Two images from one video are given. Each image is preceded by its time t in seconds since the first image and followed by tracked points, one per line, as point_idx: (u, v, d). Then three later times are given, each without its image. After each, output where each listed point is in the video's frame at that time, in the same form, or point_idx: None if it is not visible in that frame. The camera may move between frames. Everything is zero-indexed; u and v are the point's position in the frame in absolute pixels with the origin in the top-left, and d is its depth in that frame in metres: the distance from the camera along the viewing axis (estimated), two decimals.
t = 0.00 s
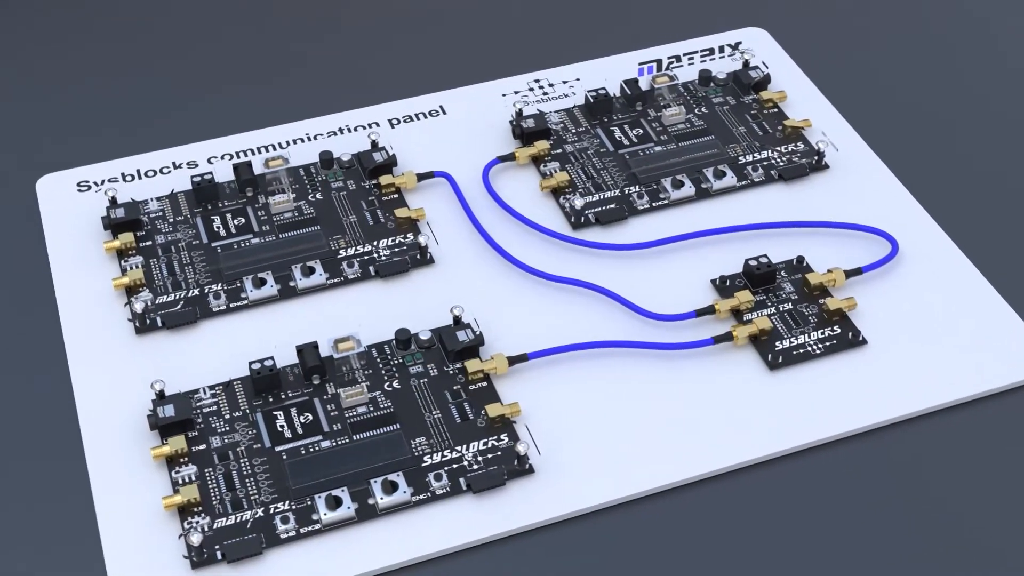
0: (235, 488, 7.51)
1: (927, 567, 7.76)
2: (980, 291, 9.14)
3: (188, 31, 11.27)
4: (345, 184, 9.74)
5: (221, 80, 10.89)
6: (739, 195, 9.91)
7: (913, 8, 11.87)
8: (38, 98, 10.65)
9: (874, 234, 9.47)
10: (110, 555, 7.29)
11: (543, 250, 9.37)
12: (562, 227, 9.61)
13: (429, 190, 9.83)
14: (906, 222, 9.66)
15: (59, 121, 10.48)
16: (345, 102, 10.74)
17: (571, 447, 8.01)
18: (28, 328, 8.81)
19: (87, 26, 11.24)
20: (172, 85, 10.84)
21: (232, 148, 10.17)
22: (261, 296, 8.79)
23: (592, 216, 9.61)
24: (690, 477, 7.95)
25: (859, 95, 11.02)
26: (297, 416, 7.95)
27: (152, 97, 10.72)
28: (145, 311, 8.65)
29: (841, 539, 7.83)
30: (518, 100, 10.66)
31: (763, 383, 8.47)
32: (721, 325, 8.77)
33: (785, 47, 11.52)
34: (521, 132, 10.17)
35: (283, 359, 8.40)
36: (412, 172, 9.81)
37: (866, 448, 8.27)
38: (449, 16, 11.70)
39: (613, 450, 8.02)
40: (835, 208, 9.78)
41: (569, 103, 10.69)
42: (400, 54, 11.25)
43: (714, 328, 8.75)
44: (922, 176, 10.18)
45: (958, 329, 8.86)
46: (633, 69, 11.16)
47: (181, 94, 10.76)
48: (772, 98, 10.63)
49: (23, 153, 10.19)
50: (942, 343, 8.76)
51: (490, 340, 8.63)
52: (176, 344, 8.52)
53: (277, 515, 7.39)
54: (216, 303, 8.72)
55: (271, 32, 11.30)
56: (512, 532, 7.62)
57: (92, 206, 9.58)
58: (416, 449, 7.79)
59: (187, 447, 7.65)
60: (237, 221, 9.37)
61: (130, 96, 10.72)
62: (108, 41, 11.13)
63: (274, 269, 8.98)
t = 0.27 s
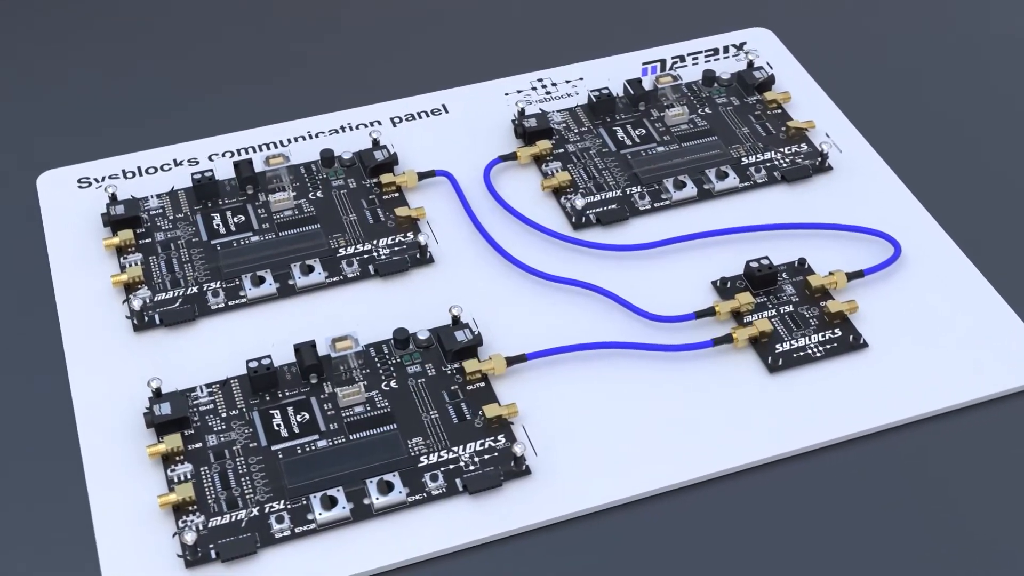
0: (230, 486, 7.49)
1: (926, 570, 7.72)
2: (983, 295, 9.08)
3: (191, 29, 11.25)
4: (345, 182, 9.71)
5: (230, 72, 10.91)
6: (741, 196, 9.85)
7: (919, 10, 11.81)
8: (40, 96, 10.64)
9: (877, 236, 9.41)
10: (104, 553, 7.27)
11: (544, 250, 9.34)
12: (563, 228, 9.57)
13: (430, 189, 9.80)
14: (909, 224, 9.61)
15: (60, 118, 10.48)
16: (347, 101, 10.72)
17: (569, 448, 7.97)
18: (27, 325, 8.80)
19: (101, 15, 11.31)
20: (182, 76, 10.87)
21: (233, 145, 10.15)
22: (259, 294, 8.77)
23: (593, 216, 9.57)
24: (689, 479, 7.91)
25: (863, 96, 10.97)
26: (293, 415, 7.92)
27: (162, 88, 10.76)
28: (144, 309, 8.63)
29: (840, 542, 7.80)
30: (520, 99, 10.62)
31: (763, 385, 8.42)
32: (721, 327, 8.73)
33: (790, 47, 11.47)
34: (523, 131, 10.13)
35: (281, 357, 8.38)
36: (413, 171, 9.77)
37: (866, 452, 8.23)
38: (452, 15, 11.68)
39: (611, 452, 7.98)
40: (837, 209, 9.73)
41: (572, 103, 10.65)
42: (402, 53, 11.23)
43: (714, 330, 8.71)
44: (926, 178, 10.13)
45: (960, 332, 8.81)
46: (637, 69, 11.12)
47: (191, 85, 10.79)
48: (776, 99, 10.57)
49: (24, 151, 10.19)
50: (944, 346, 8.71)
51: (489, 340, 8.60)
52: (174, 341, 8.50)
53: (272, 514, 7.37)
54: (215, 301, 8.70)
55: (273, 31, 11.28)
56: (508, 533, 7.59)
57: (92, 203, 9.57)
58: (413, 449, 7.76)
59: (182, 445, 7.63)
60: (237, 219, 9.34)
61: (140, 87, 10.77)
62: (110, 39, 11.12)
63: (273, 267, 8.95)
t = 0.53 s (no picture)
0: (225, 485, 7.46)
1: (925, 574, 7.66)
2: (986, 298, 9.01)
3: (195, 27, 11.25)
4: (346, 180, 9.68)
5: (233, 70, 10.90)
6: (743, 198, 9.80)
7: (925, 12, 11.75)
8: (42, 92, 10.63)
9: (879, 239, 9.34)
10: (97, 551, 7.25)
11: (544, 250, 9.29)
12: (563, 228, 9.53)
13: (431, 187, 9.76)
14: (913, 227, 9.54)
15: (62, 115, 10.47)
16: (350, 99, 10.69)
17: (566, 450, 7.93)
18: (25, 322, 8.79)
19: (105, 13, 11.31)
20: (184, 74, 10.86)
21: (235, 142, 10.13)
22: (258, 292, 8.74)
23: (594, 217, 9.52)
24: (686, 482, 7.86)
25: (869, 98, 10.91)
26: (289, 413, 7.88)
27: (164, 86, 10.75)
28: (142, 305, 8.60)
29: (839, 545, 7.74)
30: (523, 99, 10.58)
31: (763, 388, 8.37)
32: (721, 329, 8.67)
33: (796, 49, 11.41)
34: (525, 130, 10.09)
35: (278, 356, 8.35)
36: (415, 170, 9.74)
37: (866, 456, 8.17)
38: (456, 14, 11.65)
39: (609, 454, 7.94)
40: (841, 211, 9.67)
41: (575, 102, 10.61)
42: (406, 52, 11.20)
43: (714, 332, 8.65)
44: (931, 180, 10.07)
45: (962, 336, 8.74)
46: (641, 69, 11.07)
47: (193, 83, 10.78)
48: (780, 100, 10.51)
49: (26, 148, 10.18)
50: (946, 351, 8.64)
51: (488, 340, 8.56)
52: (172, 338, 8.48)
53: (266, 513, 7.34)
54: (213, 299, 8.67)
55: (277, 29, 11.27)
56: (503, 534, 7.55)
57: (92, 199, 9.55)
58: (409, 449, 7.72)
59: (178, 443, 7.60)
60: (237, 217, 9.32)
61: (143, 84, 10.76)
62: (114, 37, 11.12)
63: (272, 265, 8.93)
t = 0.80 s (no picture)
0: (220, 483, 7.43)
1: None
2: (989, 302, 8.95)
3: (198, 25, 11.24)
4: (347, 178, 9.65)
5: (236, 68, 10.89)
6: (746, 199, 9.74)
7: (931, 14, 11.71)
8: (44, 90, 10.64)
9: (882, 242, 9.28)
10: (91, 547, 7.23)
11: (544, 250, 9.25)
12: (564, 228, 9.49)
13: (432, 186, 9.73)
14: (916, 230, 9.48)
15: (64, 112, 10.48)
16: (352, 98, 10.67)
17: (563, 451, 7.89)
18: (24, 319, 8.78)
19: (109, 10, 11.32)
20: (187, 71, 10.86)
21: (237, 140, 10.11)
22: (257, 290, 8.72)
23: (595, 217, 9.48)
24: (684, 485, 7.82)
25: (874, 101, 10.86)
26: (286, 412, 7.86)
27: (167, 83, 10.75)
28: (140, 302, 8.58)
29: (838, 549, 7.70)
30: (525, 98, 10.54)
31: (763, 391, 8.32)
32: (721, 331, 8.62)
33: (801, 50, 11.36)
34: (527, 129, 10.05)
35: (276, 354, 8.33)
36: (416, 169, 9.71)
37: (865, 460, 8.12)
38: (460, 14, 11.63)
39: (606, 455, 7.90)
40: (844, 214, 9.61)
41: (578, 101, 10.56)
42: (409, 51, 11.19)
43: (714, 334, 8.60)
44: (934, 184, 10.02)
45: (965, 340, 8.68)
46: (645, 69, 11.03)
47: (196, 81, 10.78)
48: (784, 101, 10.46)
49: (28, 144, 10.19)
50: (948, 354, 8.59)
51: (486, 340, 8.52)
52: (170, 336, 8.46)
53: (260, 513, 7.31)
54: (212, 296, 8.65)
55: (281, 28, 11.27)
56: (499, 536, 7.51)
57: (93, 195, 9.53)
58: (405, 449, 7.68)
59: (173, 441, 7.58)
60: (237, 214, 9.29)
61: (145, 81, 10.76)
62: (117, 34, 11.12)
63: (271, 263, 8.91)
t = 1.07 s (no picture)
0: (215, 482, 7.40)
1: None
2: (991, 306, 8.89)
3: (202, 20, 11.21)
4: (348, 176, 9.63)
5: (239, 65, 10.87)
6: (748, 201, 9.69)
7: (939, 16, 11.64)
8: (47, 84, 10.63)
9: (885, 244, 9.22)
10: (85, 545, 7.21)
11: (544, 250, 9.21)
12: (565, 228, 9.45)
13: (434, 185, 9.70)
14: (920, 233, 9.42)
15: (67, 107, 10.47)
16: (355, 96, 10.64)
17: (560, 453, 7.85)
18: (24, 315, 8.79)
19: (112, 5, 11.29)
20: (190, 68, 10.84)
21: (238, 137, 10.09)
22: (255, 288, 8.70)
23: (597, 218, 9.44)
24: (681, 488, 7.78)
25: (879, 103, 10.80)
26: (282, 411, 7.83)
27: (170, 80, 10.73)
28: (138, 300, 8.57)
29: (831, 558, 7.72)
30: (528, 97, 10.50)
31: (763, 394, 8.27)
32: (721, 333, 8.57)
33: (807, 50, 11.30)
34: (530, 129, 10.01)
35: (273, 352, 8.31)
36: (417, 167, 9.68)
37: (863, 466, 8.08)
38: (465, 12, 11.59)
39: (603, 457, 7.86)
40: (847, 216, 9.55)
41: (581, 101, 10.53)
42: (413, 49, 11.15)
43: (714, 336, 8.55)
44: (939, 187, 9.97)
45: (966, 344, 8.62)
46: (650, 68, 10.98)
47: (199, 77, 10.76)
48: (789, 102, 10.40)
49: (30, 139, 10.19)
50: (950, 358, 8.53)
51: (485, 340, 8.48)
52: (168, 333, 8.44)
53: (255, 512, 7.29)
54: (210, 294, 8.64)
55: (284, 24, 11.24)
56: (494, 538, 7.48)
57: (93, 191, 9.52)
58: (401, 449, 7.65)
59: (169, 439, 7.55)
60: (237, 211, 9.27)
61: (148, 77, 10.75)
62: (120, 29, 11.09)
63: (269, 260, 8.87)
